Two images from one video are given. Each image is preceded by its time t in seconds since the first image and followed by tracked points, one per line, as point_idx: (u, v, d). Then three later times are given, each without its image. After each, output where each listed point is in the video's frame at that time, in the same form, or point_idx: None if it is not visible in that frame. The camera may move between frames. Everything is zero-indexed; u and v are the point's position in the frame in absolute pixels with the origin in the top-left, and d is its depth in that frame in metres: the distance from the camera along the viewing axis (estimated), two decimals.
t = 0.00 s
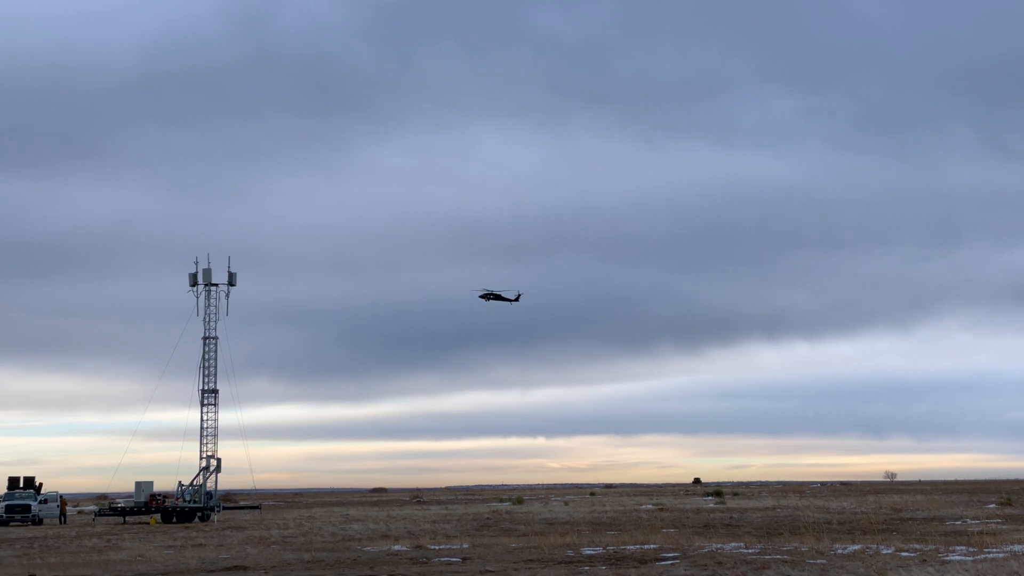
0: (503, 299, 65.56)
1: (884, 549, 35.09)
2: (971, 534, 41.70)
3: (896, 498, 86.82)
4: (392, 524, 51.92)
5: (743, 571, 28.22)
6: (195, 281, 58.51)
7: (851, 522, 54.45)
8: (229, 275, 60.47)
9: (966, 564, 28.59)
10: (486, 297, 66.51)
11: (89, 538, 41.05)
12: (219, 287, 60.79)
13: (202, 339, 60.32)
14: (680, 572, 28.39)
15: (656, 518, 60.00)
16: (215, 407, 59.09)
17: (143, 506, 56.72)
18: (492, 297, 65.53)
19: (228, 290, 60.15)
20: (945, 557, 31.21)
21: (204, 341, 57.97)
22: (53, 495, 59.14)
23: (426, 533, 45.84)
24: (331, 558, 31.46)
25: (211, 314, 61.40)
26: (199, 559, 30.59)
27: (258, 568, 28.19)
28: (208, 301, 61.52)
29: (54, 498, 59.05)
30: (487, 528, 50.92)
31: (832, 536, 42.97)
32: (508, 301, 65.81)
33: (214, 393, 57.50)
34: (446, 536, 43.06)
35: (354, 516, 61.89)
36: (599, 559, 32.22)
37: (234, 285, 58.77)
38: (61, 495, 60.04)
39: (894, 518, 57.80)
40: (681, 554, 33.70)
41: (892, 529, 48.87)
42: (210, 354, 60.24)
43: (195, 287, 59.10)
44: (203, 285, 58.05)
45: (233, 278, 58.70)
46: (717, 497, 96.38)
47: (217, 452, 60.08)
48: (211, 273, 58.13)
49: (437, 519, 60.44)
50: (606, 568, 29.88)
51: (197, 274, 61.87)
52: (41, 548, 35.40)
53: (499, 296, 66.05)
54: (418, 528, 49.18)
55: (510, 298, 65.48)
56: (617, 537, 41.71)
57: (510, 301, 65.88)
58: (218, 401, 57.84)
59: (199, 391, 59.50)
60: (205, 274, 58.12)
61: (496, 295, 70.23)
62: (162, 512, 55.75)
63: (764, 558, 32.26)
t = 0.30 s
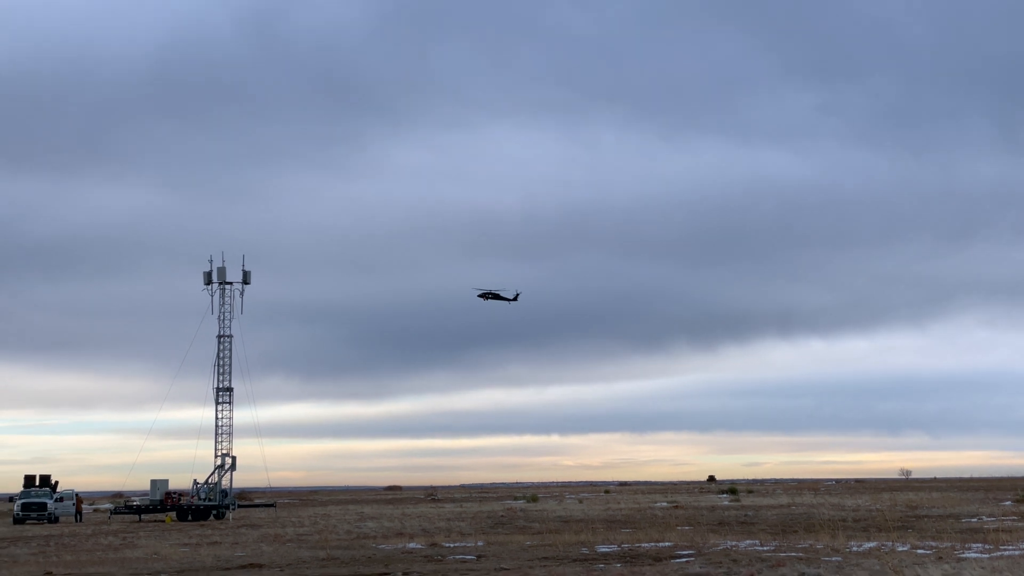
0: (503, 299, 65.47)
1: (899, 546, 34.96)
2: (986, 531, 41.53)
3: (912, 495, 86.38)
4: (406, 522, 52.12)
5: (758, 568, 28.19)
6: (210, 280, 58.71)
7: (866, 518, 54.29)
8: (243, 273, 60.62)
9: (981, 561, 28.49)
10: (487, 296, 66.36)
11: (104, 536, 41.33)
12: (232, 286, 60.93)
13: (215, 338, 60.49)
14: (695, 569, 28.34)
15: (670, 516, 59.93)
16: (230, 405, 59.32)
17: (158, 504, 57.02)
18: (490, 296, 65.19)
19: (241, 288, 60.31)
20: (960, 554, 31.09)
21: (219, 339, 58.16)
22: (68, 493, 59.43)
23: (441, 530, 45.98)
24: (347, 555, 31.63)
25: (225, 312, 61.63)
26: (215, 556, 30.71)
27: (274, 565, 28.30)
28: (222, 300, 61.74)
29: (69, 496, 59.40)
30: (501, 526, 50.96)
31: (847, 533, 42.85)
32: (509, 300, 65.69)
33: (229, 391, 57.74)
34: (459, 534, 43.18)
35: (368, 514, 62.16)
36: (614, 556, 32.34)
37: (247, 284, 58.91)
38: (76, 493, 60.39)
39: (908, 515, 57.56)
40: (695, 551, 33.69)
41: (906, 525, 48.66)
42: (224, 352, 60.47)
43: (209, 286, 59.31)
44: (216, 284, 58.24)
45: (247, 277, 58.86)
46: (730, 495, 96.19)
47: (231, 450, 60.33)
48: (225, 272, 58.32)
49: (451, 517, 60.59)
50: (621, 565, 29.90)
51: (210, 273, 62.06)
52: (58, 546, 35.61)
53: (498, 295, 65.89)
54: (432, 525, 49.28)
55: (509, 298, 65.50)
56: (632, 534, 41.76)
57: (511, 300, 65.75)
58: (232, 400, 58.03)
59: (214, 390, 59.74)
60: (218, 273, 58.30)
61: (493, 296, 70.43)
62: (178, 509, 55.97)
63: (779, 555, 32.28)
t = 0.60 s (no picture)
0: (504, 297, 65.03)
1: (916, 543, 34.62)
2: (1005, 528, 41.09)
3: (929, 492, 85.69)
4: (422, 520, 52.10)
5: (774, 566, 27.99)
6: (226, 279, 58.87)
7: (884, 516, 53.79)
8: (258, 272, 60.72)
9: (1000, 558, 28.18)
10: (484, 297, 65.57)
11: (120, 534, 41.47)
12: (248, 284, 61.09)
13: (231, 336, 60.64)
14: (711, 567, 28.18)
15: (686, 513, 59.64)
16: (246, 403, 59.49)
17: (175, 502, 57.30)
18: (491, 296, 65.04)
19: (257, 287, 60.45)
20: (979, 551, 30.78)
21: (234, 338, 58.35)
22: (85, 492, 59.82)
23: (456, 528, 45.90)
24: (363, 553, 31.58)
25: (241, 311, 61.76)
26: (231, 554, 30.76)
27: (289, 563, 28.31)
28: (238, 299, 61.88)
29: (86, 495, 59.77)
30: (516, 524, 50.85)
31: (864, 531, 42.50)
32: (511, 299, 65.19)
33: (245, 390, 57.90)
34: (475, 532, 43.11)
35: (384, 512, 62.18)
36: (630, 553, 32.24)
37: (263, 282, 59.04)
38: (93, 491, 60.75)
39: (925, 512, 56.97)
40: (712, 549, 33.48)
41: (924, 522, 48.17)
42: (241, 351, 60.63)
43: (225, 284, 59.47)
44: (232, 283, 58.39)
45: (263, 275, 59.04)
46: (746, 492, 95.79)
47: (248, 449, 60.51)
48: (241, 270, 58.47)
49: (467, 515, 60.64)
50: (636, 562, 29.75)
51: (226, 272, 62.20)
52: (75, 544, 35.81)
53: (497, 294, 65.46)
54: (447, 523, 49.21)
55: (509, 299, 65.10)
56: (648, 532, 41.55)
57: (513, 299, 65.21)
58: (248, 398, 58.21)
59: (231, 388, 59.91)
60: (234, 271, 58.46)
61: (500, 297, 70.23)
62: (194, 507, 56.21)
63: (795, 552, 32.02)
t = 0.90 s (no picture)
0: (506, 298, 64.84)
1: (935, 541, 34.44)
2: None
3: (948, 489, 85.00)
4: (440, 518, 52.27)
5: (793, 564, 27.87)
6: (243, 278, 59.06)
7: (902, 514, 53.61)
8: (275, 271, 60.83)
9: (1020, 556, 27.96)
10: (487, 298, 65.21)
11: (140, 532, 41.77)
12: (266, 283, 61.28)
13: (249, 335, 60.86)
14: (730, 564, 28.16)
15: (705, 511, 59.53)
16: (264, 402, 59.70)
17: (193, 501, 57.58)
18: (492, 295, 64.96)
19: (274, 286, 60.66)
20: (999, 549, 30.52)
21: (252, 336, 58.56)
22: (104, 490, 60.18)
23: (475, 526, 45.90)
24: (381, 552, 31.59)
25: (258, 310, 61.84)
26: (251, 552, 30.91)
27: (309, 562, 28.44)
28: (255, 298, 62.06)
29: (105, 493, 60.17)
30: (536, 522, 50.77)
31: (882, 529, 42.40)
32: (513, 299, 64.95)
33: (262, 388, 58.10)
34: (493, 530, 43.14)
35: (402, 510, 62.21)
36: (648, 551, 32.09)
37: (280, 281, 59.24)
38: (112, 489, 61.17)
39: (944, 509, 56.61)
40: (730, 547, 33.43)
41: (943, 520, 47.88)
42: (258, 349, 60.83)
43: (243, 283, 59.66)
44: (249, 282, 58.60)
45: (280, 274, 59.22)
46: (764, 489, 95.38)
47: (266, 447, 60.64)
48: (258, 269, 58.66)
49: (484, 513, 60.66)
50: (655, 560, 29.72)
51: (244, 270, 62.33)
52: (94, 543, 35.99)
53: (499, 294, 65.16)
54: (465, 522, 49.21)
55: (512, 299, 64.48)
56: (666, 530, 41.49)
57: (515, 299, 64.98)
58: (266, 396, 58.38)
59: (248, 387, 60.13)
60: (251, 270, 58.66)
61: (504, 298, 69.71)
62: (212, 506, 56.43)
63: (814, 550, 31.79)
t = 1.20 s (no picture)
0: (507, 298, 64.92)
1: (955, 539, 34.11)
2: None
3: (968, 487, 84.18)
4: (457, 517, 52.18)
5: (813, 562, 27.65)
6: (260, 277, 59.22)
7: (921, 512, 53.16)
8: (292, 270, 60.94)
9: None
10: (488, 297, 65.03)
11: (159, 531, 41.99)
12: (283, 283, 61.46)
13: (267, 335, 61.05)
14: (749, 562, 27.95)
15: (722, 510, 59.20)
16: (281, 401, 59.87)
17: (212, 500, 57.79)
18: (495, 295, 64.78)
19: (292, 285, 60.83)
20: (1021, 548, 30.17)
21: (270, 335, 58.77)
22: (123, 488, 60.56)
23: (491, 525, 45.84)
24: (399, 550, 31.70)
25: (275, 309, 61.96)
26: (269, 551, 30.97)
27: (327, 560, 28.46)
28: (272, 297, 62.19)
29: (125, 492, 60.51)
30: (553, 521, 50.60)
31: (902, 527, 42.10)
32: (514, 299, 65.03)
33: (280, 387, 58.24)
34: (510, 528, 43.10)
35: (419, 509, 62.06)
36: (666, 550, 31.89)
37: (298, 281, 59.37)
38: (131, 488, 61.49)
39: (963, 508, 56.12)
40: (748, 546, 33.23)
41: (962, 518, 47.48)
42: (275, 349, 61.00)
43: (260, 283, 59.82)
44: (267, 281, 58.78)
45: (297, 273, 59.35)
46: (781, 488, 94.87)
47: (284, 446, 60.78)
48: (275, 269, 58.81)
49: (501, 511, 60.81)
50: (672, 558, 29.57)
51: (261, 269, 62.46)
52: (114, 541, 36.22)
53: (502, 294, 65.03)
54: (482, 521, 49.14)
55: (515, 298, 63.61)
56: (683, 529, 41.31)
57: (516, 299, 65.11)
58: (284, 395, 58.55)
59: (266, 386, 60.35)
60: (269, 270, 58.84)
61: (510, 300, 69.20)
62: (231, 505, 56.69)
63: (832, 548, 31.65)
